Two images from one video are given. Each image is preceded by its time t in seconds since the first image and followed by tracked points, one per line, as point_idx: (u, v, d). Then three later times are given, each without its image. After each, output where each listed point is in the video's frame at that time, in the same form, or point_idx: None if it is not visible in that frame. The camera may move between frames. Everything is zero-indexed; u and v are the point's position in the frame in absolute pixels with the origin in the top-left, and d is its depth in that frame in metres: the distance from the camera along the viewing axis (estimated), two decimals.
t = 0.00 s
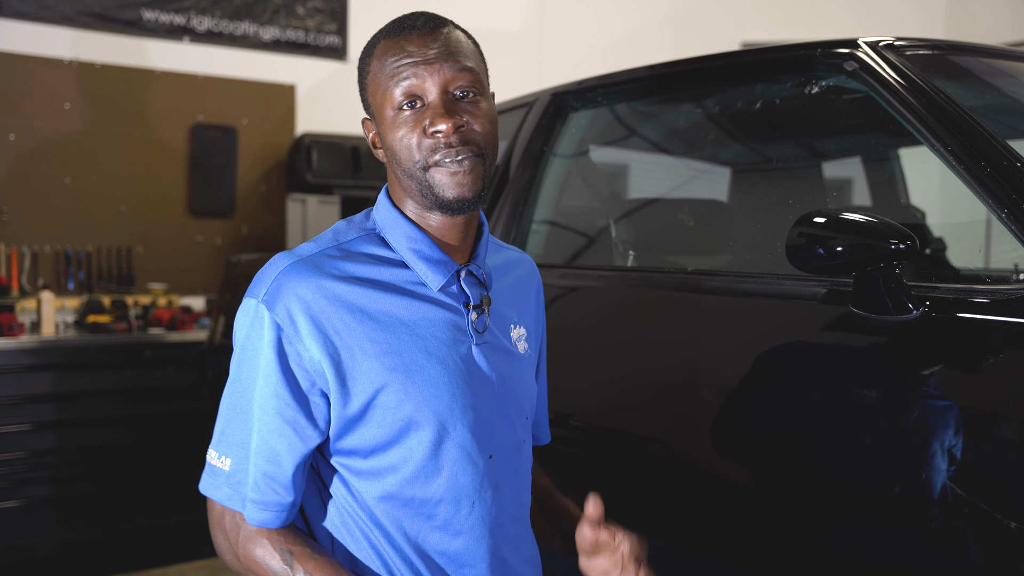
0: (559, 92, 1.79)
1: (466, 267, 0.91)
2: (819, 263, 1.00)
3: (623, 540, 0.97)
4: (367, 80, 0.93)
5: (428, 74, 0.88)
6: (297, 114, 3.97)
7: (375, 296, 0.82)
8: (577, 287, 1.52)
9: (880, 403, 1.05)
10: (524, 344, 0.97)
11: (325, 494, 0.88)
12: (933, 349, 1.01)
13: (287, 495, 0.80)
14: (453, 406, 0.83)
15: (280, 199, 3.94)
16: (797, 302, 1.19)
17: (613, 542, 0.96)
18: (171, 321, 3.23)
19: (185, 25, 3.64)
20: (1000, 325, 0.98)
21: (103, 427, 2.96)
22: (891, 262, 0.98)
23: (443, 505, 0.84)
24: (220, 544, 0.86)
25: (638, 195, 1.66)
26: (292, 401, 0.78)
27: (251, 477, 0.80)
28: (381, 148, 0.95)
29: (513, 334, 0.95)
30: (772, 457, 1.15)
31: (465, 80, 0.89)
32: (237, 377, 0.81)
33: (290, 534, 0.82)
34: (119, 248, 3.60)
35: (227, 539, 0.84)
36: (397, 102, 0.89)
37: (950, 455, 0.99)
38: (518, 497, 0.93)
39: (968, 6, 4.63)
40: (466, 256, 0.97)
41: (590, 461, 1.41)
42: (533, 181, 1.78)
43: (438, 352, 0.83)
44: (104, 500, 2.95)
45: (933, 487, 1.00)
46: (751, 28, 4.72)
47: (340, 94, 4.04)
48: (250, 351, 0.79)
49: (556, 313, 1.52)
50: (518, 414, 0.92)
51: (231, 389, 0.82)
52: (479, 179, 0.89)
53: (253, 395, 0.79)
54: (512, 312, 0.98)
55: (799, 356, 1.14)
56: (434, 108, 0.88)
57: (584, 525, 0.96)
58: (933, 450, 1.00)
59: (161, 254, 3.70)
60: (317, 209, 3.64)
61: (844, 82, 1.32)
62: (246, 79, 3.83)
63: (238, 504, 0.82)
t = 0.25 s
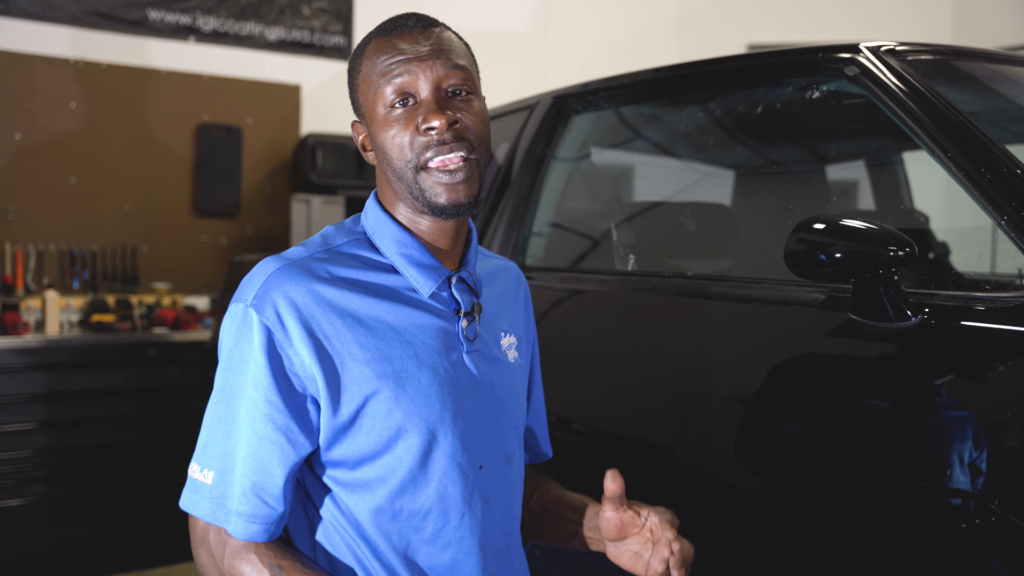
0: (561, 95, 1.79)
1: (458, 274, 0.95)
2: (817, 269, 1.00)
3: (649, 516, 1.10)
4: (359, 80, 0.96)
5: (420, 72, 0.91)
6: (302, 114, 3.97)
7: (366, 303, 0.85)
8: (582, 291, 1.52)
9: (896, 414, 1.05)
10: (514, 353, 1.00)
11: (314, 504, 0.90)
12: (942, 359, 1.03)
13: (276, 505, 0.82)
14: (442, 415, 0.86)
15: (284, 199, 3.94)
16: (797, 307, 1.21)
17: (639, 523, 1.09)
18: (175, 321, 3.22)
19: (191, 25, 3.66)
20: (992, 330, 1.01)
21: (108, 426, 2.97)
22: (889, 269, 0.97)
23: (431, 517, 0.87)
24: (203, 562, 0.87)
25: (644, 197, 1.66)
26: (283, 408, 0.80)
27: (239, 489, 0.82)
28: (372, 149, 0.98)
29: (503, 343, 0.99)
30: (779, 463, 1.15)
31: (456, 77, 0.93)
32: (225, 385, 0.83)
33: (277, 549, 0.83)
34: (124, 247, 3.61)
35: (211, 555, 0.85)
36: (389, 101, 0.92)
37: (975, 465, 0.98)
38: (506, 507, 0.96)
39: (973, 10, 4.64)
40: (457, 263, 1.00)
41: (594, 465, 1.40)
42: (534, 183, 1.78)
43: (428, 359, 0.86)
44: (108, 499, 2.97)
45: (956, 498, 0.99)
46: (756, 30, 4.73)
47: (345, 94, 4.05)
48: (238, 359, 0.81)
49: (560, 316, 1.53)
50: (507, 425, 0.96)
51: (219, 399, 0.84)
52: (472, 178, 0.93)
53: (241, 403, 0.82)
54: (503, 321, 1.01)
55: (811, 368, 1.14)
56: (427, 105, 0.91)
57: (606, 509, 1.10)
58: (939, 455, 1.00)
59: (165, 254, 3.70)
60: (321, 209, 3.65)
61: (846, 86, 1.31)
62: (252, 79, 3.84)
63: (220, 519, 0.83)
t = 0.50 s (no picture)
0: (565, 98, 1.80)
1: (448, 287, 0.96)
2: (817, 277, 1.00)
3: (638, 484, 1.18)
4: (355, 88, 0.98)
5: (416, 85, 0.93)
6: (310, 114, 3.98)
7: (356, 314, 0.87)
8: (588, 295, 1.53)
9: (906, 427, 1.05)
10: (501, 366, 1.02)
11: (297, 516, 0.91)
12: (948, 370, 1.03)
13: (261, 516, 0.83)
14: (429, 428, 0.87)
15: (292, 199, 3.95)
16: (797, 314, 1.23)
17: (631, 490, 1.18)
18: (182, 319, 3.23)
19: (200, 24, 3.69)
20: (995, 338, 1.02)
21: (116, 425, 2.99)
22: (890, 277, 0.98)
23: (416, 531, 0.88)
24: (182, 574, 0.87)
25: (651, 201, 1.64)
26: (270, 417, 0.81)
27: (223, 499, 0.82)
28: (366, 159, 0.99)
29: (491, 356, 1.01)
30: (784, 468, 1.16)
31: (451, 90, 0.94)
32: (210, 395, 0.84)
33: (261, 561, 0.84)
34: (132, 246, 3.61)
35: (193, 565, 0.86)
36: (383, 112, 0.94)
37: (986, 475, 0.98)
38: (493, 522, 0.97)
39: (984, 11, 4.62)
40: (446, 276, 1.02)
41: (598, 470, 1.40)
42: (538, 186, 1.78)
43: (417, 371, 0.88)
44: (116, 497, 3.00)
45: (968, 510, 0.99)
46: (766, 32, 4.71)
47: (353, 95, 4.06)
48: (223, 369, 0.82)
49: (567, 318, 1.53)
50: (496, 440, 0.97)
51: (204, 409, 0.84)
52: (465, 192, 0.94)
53: (227, 413, 0.82)
54: (491, 335, 1.03)
55: (822, 379, 1.14)
56: (422, 119, 0.93)
57: (598, 478, 1.17)
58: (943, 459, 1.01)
59: (173, 253, 3.71)
60: (328, 209, 3.67)
61: (849, 92, 1.32)
62: (260, 79, 3.85)
63: (201, 530, 0.84)
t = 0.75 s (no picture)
0: (573, 103, 1.80)
1: (447, 292, 0.98)
2: (822, 286, 1.00)
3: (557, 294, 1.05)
4: (357, 94, 1.00)
5: (414, 90, 0.95)
6: (323, 116, 4.00)
7: (351, 322, 0.89)
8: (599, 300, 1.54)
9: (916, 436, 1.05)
10: (509, 371, 1.01)
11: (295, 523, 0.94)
12: (955, 379, 1.04)
13: (255, 524, 0.86)
14: (424, 436, 0.88)
15: (305, 200, 3.97)
16: (802, 322, 1.25)
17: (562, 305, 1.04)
18: (196, 320, 3.24)
19: (213, 26, 3.72)
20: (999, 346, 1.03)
21: (130, 424, 3.02)
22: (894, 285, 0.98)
23: (412, 538, 0.89)
24: (184, 571, 0.92)
25: (663, 205, 1.69)
26: (263, 424, 0.84)
27: (218, 504, 0.86)
28: (365, 164, 1.01)
29: (497, 361, 1.00)
30: (794, 474, 1.16)
31: (449, 95, 0.96)
32: (208, 402, 0.88)
33: (255, 563, 0.88)
34: (146, 247, 3.65)
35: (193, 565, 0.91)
36: (381, 116, 0.96)
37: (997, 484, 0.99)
38: (495, 530, 0.97)
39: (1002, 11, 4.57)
40: (448, 283, 1.03)
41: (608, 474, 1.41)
42: (547, 190, 1.77)
43: (411, 379, 0.89)
44: (131, 496, 3.05)
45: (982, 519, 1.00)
46: (780, 32, 4.69)
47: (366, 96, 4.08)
48: (219, 377, 0.86)
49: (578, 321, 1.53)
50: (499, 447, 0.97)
51: (203, 416, 0.88)
52: (459, 197, 0.95)
53: (222, 420, 0.86)
54: (501, 339, 1.03)
55: (837, 383, 1.15)
56: (418, 124, 0.94)
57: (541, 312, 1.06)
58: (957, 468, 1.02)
59: (187, 254, 3.75)
60: (341, 211, 3.70)
61: (857, 98, 1.31)
62: (274, 81, 3.88)
63: (198, 534, 0.88)
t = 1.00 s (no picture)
0: (584, 107, 1.81)
1: (453, 296, 0.99)
2: (829, 289, 1.00)
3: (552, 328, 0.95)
4: (360, 99, 1.02)
5: (413, 94, 0.96)
6: (338, 117, 4.02)
7: (353, 325, 0.91)
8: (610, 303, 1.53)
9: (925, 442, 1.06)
10: (518, 377, 1.02)
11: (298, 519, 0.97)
12: (972, 387, 1.05)
13: (251, 519, 0.90)
14: (424, 439, 0.89)
15: (320, 201, 4.00)
16: (811, 325, 1.26)
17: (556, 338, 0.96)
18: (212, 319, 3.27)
19: (230, 28, 3.76)
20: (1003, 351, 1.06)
21: (148, 423, 3.06)
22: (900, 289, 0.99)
23: (409, 541, 0.90)
24: (187, 559, 0.97)
25: (678, 207, 1.67)
26: (262, 423, 0.88)
27: (218, 498, 0.90)
28: (370, 167, 1.03)
29: (505, 368, 1.01)
30: (807, 480, 1.15)
31: (448, 98, 0.97)
32: (214, 399, 0.91)
33: (252, 557, 0.91)
34: (162, 247, 3.68)
35: (195, 553, 0.95)
36: (382, 120, 0.98)
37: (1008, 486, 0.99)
38: (497, 535, 0.97)
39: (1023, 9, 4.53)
40: (454, 287, 1.04)
41: (620, 477, 1.40)
42: (557, 192, 1.78)
43: (411, 382, 0.90)
44: (148, 493, 3.09)
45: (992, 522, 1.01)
46: (797, 32, 4.67)
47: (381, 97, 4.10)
48: (224, 375, 0.90)
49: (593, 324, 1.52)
50: (503, 451, 0.97)
51: (209, 412, 0.92)
52: (461, 199, 0.96)
53: (225, 417, 0.90)
54: (508, 345, 1.04)
55: (848, 387, 1.15)
56: (417, 127, 0.96)
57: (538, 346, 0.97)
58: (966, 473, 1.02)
59: (203, 254, 3.78)
60: (356, 211, 3.73)
61: (866, 101, 1.33)
62: (290, 82, 3.91)
63: (201, 523, 0.93)
